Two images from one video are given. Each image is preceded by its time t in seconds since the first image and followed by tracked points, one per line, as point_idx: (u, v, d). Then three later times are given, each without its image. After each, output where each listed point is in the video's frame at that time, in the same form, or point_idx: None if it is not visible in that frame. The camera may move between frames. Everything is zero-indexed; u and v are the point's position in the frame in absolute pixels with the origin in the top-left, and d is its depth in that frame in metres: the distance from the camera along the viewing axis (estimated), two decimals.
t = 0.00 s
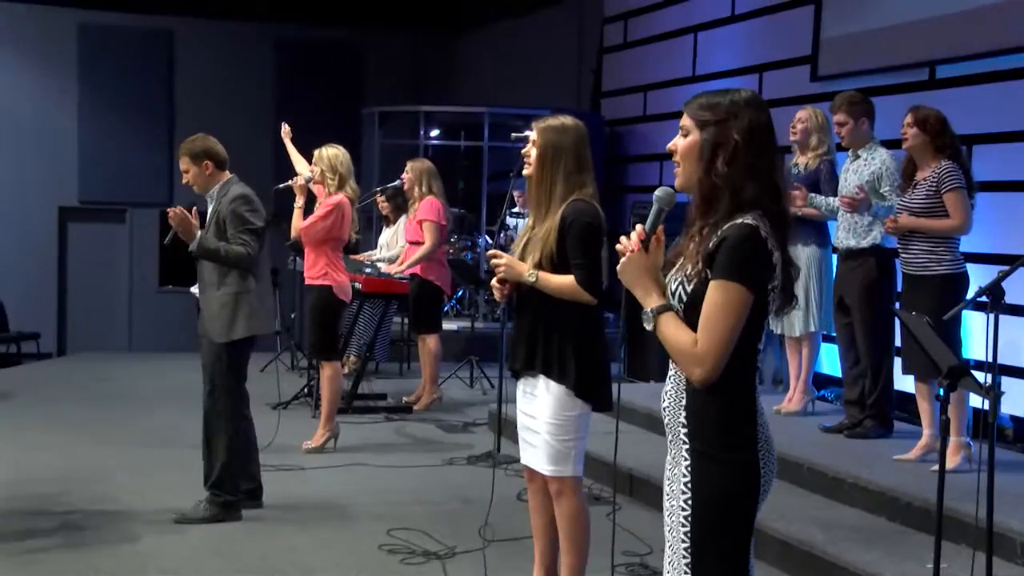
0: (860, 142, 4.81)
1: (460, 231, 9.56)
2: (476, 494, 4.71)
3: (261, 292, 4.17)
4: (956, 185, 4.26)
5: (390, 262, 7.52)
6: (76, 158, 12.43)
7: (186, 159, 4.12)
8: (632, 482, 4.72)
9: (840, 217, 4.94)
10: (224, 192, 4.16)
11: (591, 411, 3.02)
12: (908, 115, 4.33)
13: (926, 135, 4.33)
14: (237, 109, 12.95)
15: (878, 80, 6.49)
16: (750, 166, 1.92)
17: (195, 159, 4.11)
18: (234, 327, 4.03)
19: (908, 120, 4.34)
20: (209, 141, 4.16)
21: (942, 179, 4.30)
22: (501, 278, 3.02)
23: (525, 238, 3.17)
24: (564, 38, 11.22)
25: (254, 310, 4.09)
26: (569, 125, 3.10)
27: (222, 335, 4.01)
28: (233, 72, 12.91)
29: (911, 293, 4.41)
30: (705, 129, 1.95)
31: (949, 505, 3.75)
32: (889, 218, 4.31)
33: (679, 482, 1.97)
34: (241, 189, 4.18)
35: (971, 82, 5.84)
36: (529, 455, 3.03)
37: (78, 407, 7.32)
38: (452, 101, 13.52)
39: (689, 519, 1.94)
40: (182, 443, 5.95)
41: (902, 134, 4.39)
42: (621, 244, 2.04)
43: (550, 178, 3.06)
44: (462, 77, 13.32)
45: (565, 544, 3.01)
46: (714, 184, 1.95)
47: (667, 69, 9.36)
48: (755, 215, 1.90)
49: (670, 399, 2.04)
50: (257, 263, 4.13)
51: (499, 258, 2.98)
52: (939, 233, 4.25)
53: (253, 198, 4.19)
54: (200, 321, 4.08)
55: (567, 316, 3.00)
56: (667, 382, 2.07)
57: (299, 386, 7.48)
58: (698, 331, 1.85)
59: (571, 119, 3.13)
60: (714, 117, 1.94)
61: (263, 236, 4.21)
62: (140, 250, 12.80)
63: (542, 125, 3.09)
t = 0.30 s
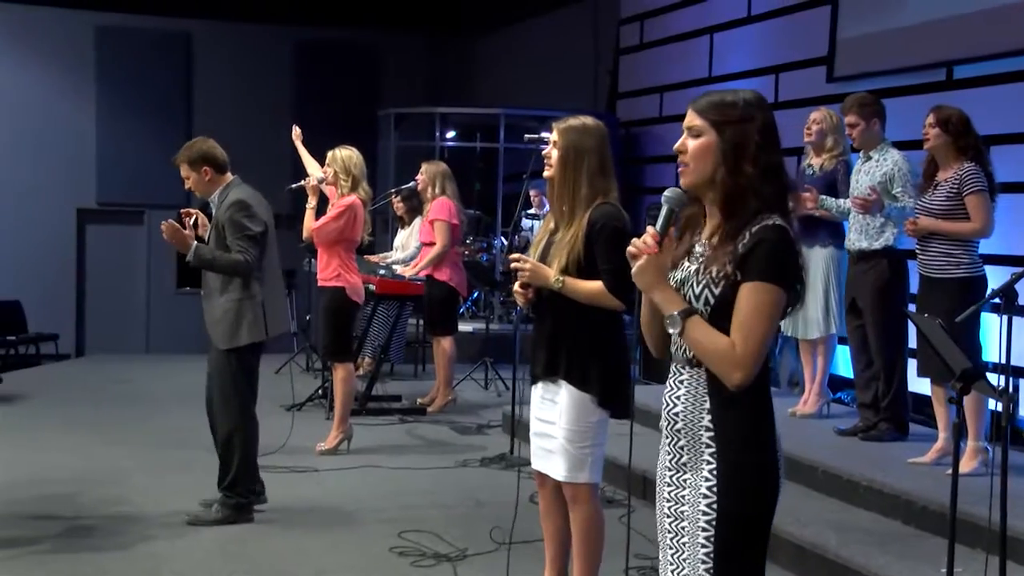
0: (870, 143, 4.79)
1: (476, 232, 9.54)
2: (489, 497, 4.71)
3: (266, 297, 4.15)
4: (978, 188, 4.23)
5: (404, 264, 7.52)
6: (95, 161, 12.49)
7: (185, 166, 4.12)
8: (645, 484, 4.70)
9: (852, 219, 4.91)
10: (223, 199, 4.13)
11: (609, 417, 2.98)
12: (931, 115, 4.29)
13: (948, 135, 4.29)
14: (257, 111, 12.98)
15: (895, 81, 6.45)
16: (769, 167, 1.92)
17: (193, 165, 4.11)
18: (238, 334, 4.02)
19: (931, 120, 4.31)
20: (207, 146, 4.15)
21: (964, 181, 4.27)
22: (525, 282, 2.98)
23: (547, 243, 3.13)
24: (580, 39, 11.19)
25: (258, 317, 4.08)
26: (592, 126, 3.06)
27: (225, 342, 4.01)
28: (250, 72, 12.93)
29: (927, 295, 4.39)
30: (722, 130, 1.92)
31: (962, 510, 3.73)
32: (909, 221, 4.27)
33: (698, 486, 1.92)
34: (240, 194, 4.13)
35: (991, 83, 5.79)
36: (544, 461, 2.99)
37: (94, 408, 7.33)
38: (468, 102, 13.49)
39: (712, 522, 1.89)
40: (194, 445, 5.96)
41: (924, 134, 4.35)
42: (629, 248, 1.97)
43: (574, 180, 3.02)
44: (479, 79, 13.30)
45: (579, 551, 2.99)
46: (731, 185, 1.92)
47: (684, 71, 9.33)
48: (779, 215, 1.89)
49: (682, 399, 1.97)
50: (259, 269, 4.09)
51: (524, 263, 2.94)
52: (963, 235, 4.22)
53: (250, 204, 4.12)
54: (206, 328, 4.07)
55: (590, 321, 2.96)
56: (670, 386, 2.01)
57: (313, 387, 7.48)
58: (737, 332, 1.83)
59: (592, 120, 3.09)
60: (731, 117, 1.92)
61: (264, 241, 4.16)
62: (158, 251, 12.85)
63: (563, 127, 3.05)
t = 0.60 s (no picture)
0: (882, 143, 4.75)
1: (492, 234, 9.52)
2: (501, 499, 4.69)
3: (274, 299, 4.15)
4: (1006, 190, 4.20)
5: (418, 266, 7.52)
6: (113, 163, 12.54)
7: (195, 165, 4.11)
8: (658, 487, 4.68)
9: (863, 218, 4.88)
10: (233, 200, 4.14)
11: (620, 422, 2.97)
12: (957, 114, 4.25)
13: (974, 135, 4.26)
14: (275, 113, 13.00)
15: (912, 82, 6.41)
16: (781, 168, 1.92)
17: (204, 165, 4.10)
18: (246, 335, 4.02)
19: (956, 119, 4.27)
20: (217, 146, 4.14)
21: (991, 183, 4.24)
22: (542, 285, 2.95)
23: (563, 245, 3.11)
24: (597, 39, 11.17)
25: (267, 318, 4.08)
26: (609, 128, 3.04)
27: (234, 343, 4.01)
28: (267, 73, 12.95)
29: (948, 297, 4.36)
30: (735, 131, 1.90)
31: (976, 513, 3.70)
32: (934, 223, 4.24)
33: (714, 489, 1.89)
34: (249, 196, 4.14)
35: (1009, 83, 5.75)
36: (555, 468, 2.96)
37: (111, 409, 7.35)
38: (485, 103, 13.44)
39: (732, 525, 1.86)
40: (207, 447, 5.96)
41: (948, 134, 4.32)
42: (643, 252, 1.91)
43: (592, 181, 3.00)
44: (496, 81, 13.30)
45: (590, 558, 2.96)
46: (745, 187, 1.90)
47: (701, 72, 9.30)
48: (793, 217, 1.89)
49: (695, 400, 1.92)
50: (268, 271, 4.10)
51: (542, 265, 2.91)
52: (988, 238, 4.20)
53: (261, 206, 4.13)
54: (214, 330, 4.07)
55: (604, 324, 2.93)
56: (673, 392, 1.96)
57: (327, 389, 7.48)
58: (767, 334, 1.82)
59: (609, 122, 3.08)
60: (744, 118, 1.90)
61: (274, 243, 4.17)
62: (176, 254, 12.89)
63: (580, 127, 3.04)
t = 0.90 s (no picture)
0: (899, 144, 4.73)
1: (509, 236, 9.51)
2: (516, 501, 4.68)
3: (283, 299, 4.15)
4: None
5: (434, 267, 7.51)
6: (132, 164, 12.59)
7: (208, 163, 4.10)
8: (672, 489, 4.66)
9: (879, 220, 4.84)
10: (247, 199, 4.14)
11: (630, 422, 2.95)
12: (984, 114, 4.24)
13: (1001, 136, 4.23)
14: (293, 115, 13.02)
15: (930, 83, 6.38)
16: (784, 170, 1.90)
17: (218, 162, 4.09)
18: (256, 335, 4.02)
19: (983, 120, 4.25)
20: (231, 145, 4.14)
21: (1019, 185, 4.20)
22: (553, 286, 2.93)
23: (573, 247, 3.09)
24: (615, 40, 11.15)
25: (277, 318, 4.08)
26: (619, 128, 3.03)
27: (243, 342, 4.00)
28: (284, 74, 12.97)
29: (974, 301, 4.33)
30: (739, 132, 1.88)
31: (992, 517, 3.67)
32: (960, 225, 4.20)
33: (717, 492, 1.87)
34: (263, 196, 4.15)
35: None
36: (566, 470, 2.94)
37: (128, 410, 7.36)
38: (503, 105, 13.43)
39: (735, 529, 1.85)
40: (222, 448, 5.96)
41: (976, 134, 4.30)
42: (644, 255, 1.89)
43: (601, 181, 2.98)
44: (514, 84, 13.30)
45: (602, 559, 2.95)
46: (748, 187, 1.89)
47: (719, 74, 9.27)
48: (796, 218, 1.88)
49: (699, 402, 1.90)
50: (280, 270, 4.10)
51: (552, 266, 2.90)
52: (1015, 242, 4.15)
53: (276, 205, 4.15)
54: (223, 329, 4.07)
55: (615, 325, 2.91)
56: (679, 394, 1.94)
57: (343, 391, 7.48)
58: (770, 335, 1.80)
59: (619, 123, 3.07)
60: (748, 119, 1.89)
61: (286, 243, 4.18)
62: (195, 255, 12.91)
63: (589, 128, 3.03)
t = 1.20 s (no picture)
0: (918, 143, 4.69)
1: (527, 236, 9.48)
2: (530, 502, 4.67)
3: (294, 300, 4.15)
4: None
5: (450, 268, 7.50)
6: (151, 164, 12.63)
7: (218, 164, 4.10)
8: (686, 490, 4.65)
9: (899, 222, 4.81)
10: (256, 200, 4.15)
11: (639, 423, 2.93)
12: (1010, 114, 4.20)
13: None
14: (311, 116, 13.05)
15: (947, 83, 6.34)
16: (782, 170, 1.86)
17: (227, 163, 4.10)
18: (268, 336, 4.01)
19: (1009, 120, 4.21)
20: (241, 146, 4.14)
21: None
22: (557, 286, 2.92)
23: (577, 248, 3.07)
24: (632, 40, 11.12)
25: (289, 319, 4.08)
26: (621, 128, 3.02)
27: (255, 343, 4.00)
28: (302, 75, 12.98)
29: (995, 302, 4.30)
30: (735, 132, 1.87)
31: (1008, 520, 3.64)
32: (984, 227, 4.16)
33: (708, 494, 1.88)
34: (274, 196, 4.16)
35: None
36: (574, 471, 2.93)
37: (144, 411, 7.38)
38: (521, 106, 13.43)
39: (720, 532, 1.84)
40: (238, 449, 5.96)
41: (1001, 135, 4.26)
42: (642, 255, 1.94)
43: (604, 180, 2.97)
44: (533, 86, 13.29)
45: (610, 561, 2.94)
46: (742, 187, 1.87)
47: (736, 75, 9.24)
48: (791, 219, 1.84)
49: (693, 404, 1.93)
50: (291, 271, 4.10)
51: (555, 266, 2.88)
52: None
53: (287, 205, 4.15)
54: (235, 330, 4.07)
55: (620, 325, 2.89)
56: (684, 392, 1.97)
57: (359, 392, 7.48)
58: (744, 336, 1.78)
59: (621, 123, 3.05)
60: (746, 119, 1.87)
61: (297, 243, 4.18)
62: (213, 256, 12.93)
63: (591, 129, 3.02)
